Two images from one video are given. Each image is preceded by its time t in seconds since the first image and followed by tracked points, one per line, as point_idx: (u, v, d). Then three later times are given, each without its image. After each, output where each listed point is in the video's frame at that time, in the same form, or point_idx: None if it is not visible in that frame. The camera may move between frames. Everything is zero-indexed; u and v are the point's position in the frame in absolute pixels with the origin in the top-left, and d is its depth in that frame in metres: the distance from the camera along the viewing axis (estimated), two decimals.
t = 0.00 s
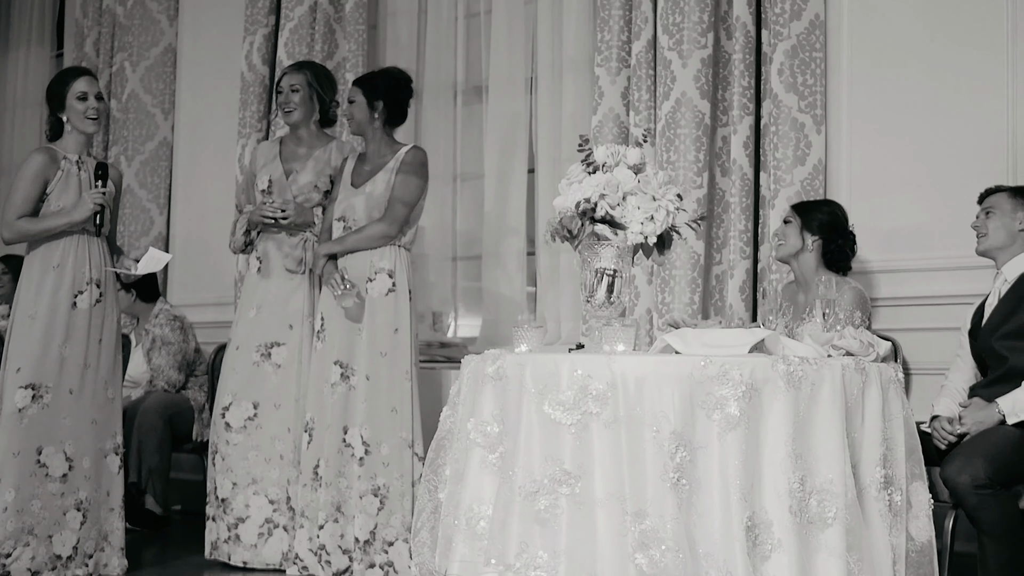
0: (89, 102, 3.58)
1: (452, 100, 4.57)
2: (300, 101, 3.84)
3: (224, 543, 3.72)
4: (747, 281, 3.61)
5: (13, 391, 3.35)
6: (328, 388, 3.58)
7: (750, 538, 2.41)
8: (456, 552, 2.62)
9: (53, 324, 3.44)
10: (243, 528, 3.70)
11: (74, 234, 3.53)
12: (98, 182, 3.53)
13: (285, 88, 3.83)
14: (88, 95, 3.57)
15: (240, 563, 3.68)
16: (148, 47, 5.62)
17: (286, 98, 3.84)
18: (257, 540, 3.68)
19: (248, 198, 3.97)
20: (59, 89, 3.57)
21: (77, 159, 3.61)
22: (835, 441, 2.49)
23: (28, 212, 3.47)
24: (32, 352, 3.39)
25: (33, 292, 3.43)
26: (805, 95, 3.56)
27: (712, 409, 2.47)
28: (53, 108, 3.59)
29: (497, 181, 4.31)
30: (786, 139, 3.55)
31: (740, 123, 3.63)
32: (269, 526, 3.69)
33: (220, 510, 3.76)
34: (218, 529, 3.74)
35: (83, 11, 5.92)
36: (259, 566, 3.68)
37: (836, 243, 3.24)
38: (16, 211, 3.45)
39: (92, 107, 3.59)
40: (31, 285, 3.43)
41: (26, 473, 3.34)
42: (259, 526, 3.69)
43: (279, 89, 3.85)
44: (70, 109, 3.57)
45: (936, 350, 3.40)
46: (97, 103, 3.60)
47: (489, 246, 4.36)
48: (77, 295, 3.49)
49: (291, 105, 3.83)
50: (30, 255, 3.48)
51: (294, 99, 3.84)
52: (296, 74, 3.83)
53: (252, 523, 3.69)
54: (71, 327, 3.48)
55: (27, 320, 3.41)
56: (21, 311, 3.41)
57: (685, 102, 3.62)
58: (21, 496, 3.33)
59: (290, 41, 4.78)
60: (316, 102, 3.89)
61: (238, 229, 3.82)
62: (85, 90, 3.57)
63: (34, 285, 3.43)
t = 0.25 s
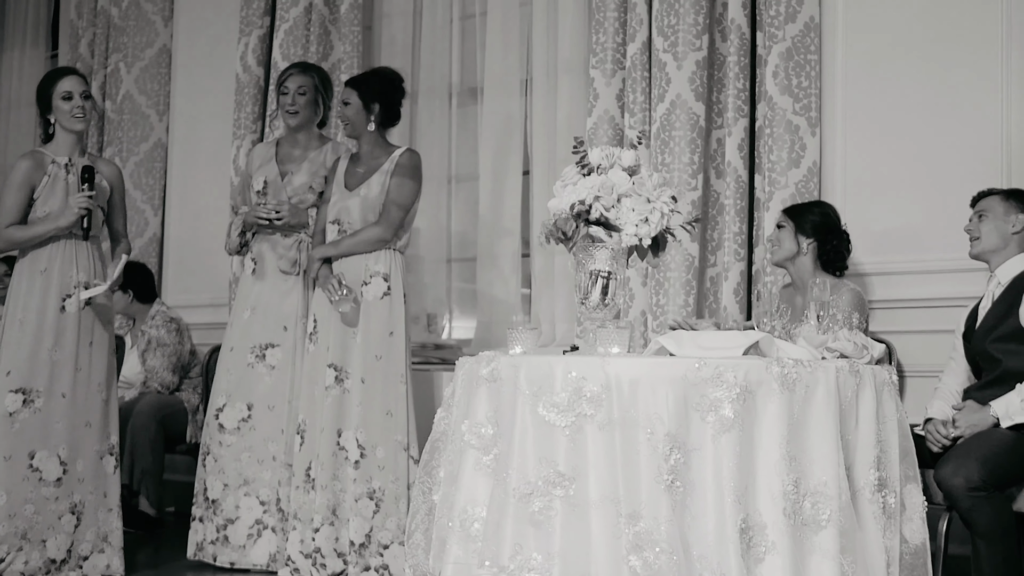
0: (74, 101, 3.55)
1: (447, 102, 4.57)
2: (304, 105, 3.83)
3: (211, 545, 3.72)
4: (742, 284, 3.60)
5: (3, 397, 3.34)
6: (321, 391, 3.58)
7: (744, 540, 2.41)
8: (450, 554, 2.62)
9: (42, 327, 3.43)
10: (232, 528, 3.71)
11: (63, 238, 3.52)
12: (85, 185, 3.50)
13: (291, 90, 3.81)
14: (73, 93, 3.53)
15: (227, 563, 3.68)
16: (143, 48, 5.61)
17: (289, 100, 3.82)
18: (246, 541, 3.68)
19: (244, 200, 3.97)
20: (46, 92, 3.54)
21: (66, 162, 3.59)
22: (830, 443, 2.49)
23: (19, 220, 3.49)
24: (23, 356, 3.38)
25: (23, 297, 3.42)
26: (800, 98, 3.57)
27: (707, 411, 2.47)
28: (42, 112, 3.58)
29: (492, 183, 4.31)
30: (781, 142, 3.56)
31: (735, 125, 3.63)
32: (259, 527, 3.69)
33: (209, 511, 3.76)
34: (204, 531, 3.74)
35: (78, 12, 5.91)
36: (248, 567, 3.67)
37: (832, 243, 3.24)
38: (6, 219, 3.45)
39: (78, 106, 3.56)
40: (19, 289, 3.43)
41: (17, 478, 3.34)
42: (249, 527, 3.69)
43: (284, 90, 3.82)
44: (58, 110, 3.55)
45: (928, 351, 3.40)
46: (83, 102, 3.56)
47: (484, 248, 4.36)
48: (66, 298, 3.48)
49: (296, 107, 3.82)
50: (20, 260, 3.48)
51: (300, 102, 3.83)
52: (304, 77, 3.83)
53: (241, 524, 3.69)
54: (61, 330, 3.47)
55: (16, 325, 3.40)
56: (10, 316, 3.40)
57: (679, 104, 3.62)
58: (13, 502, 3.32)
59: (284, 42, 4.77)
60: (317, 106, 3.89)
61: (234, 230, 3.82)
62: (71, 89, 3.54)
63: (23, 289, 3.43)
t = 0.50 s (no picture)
0: (72, 103, 3.56)
1: (440, 103, 4.58)
2: (303, 107, 3.85)
3: (207, 546, 3.71)
4: (734, 285, 3.61)
5: None
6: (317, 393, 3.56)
7: (735, 542, 2.41)
8: (441, 556, 2.61)
9: (25, 332, 3.44)
10: (227, 531, 3.70)
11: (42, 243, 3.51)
12: (62, 190, 3.46)
13: (291, 91, 3.82)
14: (71, 95, 3.54)
15: (224, 565, 3.68)
16: (135, 49, 5.62)
17: (285, 102, 3.83)
18: (241, 543, 3.68)
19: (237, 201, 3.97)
20: (39, 89, 3.54)
21: (49, 164, 3.57)
22: (821, 445, 2.50)
23: None
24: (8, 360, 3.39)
25: (6, 302, 3.44)
26: (792, 100, 3.57)
27: (698, 413, 2.47)
28: (32, 106, 3.57)
29: (484, 184, 4.32)
30: (773, 144, 3.55)
31: (727, 127, 3.64)
32: (254, 530, 3.69)
33: (202, 513, 3.75)
34: (197, 532, 3.74)
35: (71, 13, 5.91)
36: (242, 569, 3.66)
37: (823, 243, 3.24)
38: None
39: (75, 108, 3.57)
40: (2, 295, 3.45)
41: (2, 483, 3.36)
42: (243, 530, 3.68)
43: (283, 91, 3.83)
44: (52, 109, 3.56)
45: (920, 353, 3.41)
46: (80, 105, 3.58)
47: (477, 249, 4.36)
48: (48, 302, 3.48)
49: (295, 109, 3.83)
50: (5, 265, 3.50)
51: (300, 104, 3.84)
52: (305, 80, 3.84)
53: (236, 526, 3.69)
54: (44, 334, 3.47)
55: None
56: None
57: (671, 106, 3.63)
58: None
59: (277, 43, 4.78)
60: (314, 109, 3.90)
61: (227, 232, 3.83)
62: (69, 91, 3.55)
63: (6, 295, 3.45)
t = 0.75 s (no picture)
0: (59, 105, 3.58)
1: (431, 104, 4.58)
2: (295, 110, 3.85)
3: (205, 547, 3.70)
4: (725, 287, 3.61)
5: None
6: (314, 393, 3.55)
7: (726, 543, 2.41)
8: (432, 558, 2.59)
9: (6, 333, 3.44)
10: (223, 532, 3.69)
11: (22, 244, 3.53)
12: (41, 191, 3.48)
13: (283, 93, 3.82)
14: (57, 97, 3.56)
15: (219, 567, 3.66)
16: (126, 50, 5.61)
17: (277, 104, 3.83)
18: (237, 545, 3.67)
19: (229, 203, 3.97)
20: (24, 88, 3.55)
21: (29, 165, 3.58)
22: (812, 446, 2.50)
23: None
24: None
25: None
26: (783, 101, 3.57)
27: (688, 415, 2.47)
28: (16, 101, 3.56)
29: (474, 184, 4.32)
30: (764, 145, 3.57)
31: (718, 129, 3.63)
32: (249, 531, 3.69)
33: (199, 515, 3.75)
34: (196, 533, 3.73)
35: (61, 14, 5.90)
36: (237, 571, 3.65)
37: (812, 241, 3.24)
38: None
39: (60, 109, 3.59)
40: None
41: None
42: (239, 531, 3.68)
43: (274, 92, 3.83)
44: (36, 109, 3.57)
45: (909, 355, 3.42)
46: (65, 107, 3.59)
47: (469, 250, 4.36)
48: (29, 303, 3.48)
49: (286, 111, 3.82)
50: None
51: (292, 106, 3.84)
52: (298, 82, 3.84)
53: (232, 528, 3.68)
54: (25, 335, 3.46)
55: None
56: None
57: (663, 108, 3.64)
58: None
59: (269, 44, 4.76)
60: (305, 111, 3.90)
61: (218, 232, 3.82)
62: (55, 92, 3.57)
63: None
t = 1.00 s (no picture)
0: (33, 101, 3.60)
1: (423, 103, 4.58)
2: (284, 110, 3.85)
3: (200, 548, 3.71)
4: (716, 286, 3.62)
5: None
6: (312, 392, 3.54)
7: (717, 542, 2.41)
8: (422, 556, 2.62)
9: None
10: (219, 532, 3.70)
11: None
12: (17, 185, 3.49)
13: (271, 93, 3.83)
14: (33, 93, 3.58)
15: (216, 568, 3.67)
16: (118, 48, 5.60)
17: (265, 104, 3.84)
18: (233, 545, 3.67)
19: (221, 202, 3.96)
20: None
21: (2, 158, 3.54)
22: (803, 445, 2.50)
23: None
24: None
25: None
26: (775, 101, 3.58)
27: (680, 414, 2.47)
28: None
29: (467, 182, 4.32)
30: (756, 144, 3.57)
31: (710, 127, 3.65)
32: (246, 531, 3.69)
33: (195, 515, 3.75)
34: (191, 534, 3.73)
35: (52, 11, 5.89)
36: (234, 571, 3.66)
37: (804, 243, 3.26)
38: None
39: (33, 105, 3.61)
40: None
41: None
42: (235, 531, 3.68)
43: (262, 92, 3.84)
44: (8, 103, 3.57)
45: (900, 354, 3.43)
46: (39, 104, 3.62)
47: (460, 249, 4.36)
48: (7, 298, 3.47)
49: (275, 111, 3.83)
50: None
51: (281, 106, 3.84)
52: (286, 81, 3.83)
53: (227, 528, 3.69)
54: (5, 331, 3.45)
55: None
56: None
57: (655, 107, 3.64)
58: None
59: (260, 42, 4.77)
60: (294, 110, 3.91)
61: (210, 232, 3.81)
62: (30, 88, 3.59)
63: None
